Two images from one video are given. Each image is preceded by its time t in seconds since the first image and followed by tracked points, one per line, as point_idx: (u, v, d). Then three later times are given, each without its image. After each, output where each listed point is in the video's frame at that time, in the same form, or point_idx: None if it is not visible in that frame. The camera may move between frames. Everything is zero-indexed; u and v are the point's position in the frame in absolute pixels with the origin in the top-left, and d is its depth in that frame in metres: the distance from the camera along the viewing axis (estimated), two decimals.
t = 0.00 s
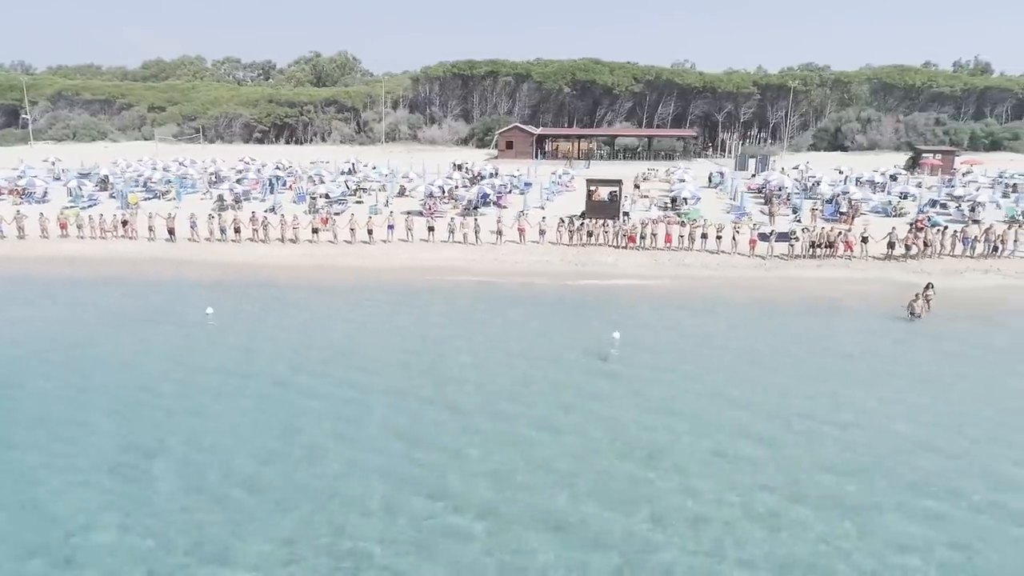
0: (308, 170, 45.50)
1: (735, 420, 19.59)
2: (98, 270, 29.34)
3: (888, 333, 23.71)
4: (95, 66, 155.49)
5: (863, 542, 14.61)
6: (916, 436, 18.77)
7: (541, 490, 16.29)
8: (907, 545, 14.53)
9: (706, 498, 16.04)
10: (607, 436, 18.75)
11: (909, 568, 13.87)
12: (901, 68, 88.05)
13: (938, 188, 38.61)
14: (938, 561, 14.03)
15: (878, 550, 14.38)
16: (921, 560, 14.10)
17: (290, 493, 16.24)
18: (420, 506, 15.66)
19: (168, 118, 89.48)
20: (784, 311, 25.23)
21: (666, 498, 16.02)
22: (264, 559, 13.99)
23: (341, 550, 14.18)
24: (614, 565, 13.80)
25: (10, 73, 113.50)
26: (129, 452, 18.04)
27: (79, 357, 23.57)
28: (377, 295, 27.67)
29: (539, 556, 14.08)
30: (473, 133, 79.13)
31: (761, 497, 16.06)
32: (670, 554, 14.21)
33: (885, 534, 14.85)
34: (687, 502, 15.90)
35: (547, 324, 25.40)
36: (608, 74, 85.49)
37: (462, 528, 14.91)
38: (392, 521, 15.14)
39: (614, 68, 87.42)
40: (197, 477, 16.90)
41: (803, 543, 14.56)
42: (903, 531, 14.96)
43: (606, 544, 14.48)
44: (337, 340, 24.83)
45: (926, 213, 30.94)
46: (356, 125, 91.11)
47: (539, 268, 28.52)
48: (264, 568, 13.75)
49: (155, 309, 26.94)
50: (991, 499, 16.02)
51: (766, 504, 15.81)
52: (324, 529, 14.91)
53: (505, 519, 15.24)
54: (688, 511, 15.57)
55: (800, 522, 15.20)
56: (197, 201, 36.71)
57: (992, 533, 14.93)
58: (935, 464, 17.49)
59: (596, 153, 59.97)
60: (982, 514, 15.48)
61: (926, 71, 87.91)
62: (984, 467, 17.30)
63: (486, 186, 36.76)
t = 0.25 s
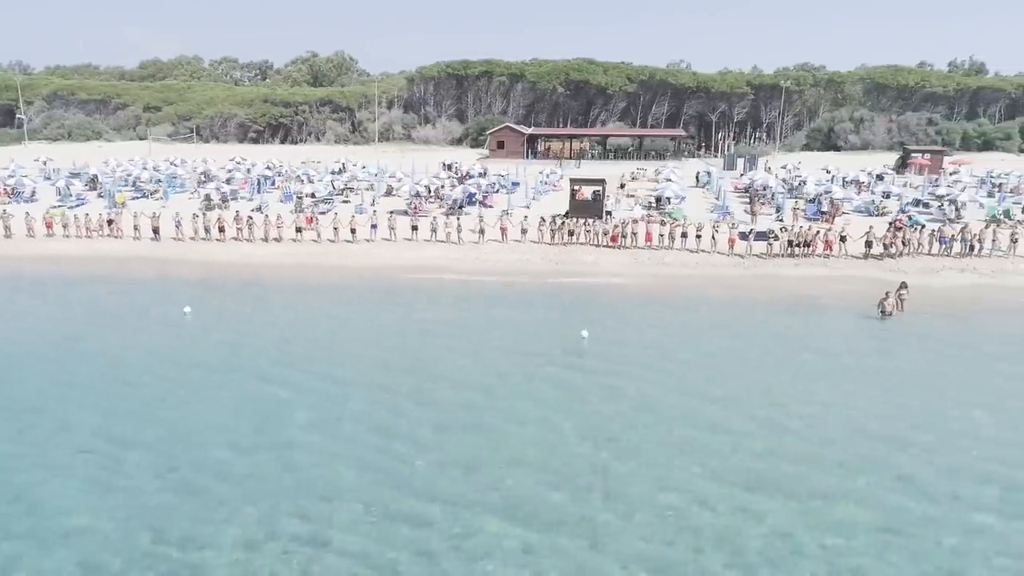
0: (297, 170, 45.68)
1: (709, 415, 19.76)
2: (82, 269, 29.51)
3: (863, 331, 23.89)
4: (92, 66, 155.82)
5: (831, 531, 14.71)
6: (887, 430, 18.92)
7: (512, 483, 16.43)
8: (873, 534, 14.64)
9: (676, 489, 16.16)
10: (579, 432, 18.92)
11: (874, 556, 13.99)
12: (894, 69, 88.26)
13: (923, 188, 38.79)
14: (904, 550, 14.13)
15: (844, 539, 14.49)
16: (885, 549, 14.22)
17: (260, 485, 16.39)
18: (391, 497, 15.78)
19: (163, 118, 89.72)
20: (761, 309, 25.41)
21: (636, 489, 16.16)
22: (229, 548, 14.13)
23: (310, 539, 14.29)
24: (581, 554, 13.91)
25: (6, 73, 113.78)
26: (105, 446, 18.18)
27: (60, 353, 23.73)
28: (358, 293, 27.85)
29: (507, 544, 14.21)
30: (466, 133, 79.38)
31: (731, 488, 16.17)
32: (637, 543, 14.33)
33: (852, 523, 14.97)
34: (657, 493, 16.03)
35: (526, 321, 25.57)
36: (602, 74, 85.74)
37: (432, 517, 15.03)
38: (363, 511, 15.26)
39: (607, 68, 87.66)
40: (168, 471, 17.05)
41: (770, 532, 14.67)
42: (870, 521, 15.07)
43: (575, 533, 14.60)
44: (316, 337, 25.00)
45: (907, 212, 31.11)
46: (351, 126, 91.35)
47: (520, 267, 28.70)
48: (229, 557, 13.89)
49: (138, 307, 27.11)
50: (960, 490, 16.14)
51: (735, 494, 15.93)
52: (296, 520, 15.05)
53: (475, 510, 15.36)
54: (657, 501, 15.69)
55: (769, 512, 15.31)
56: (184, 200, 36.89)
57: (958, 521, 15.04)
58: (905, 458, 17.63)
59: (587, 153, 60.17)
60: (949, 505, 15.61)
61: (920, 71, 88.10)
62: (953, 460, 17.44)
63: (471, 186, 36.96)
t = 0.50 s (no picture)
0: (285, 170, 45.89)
1: (679, 411, 19.96)
2: (65, 268, 29.71)
3: (837, 329, 24.10)
4: (90, 66, 156.14)
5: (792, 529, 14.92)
6: (855, 427, 19.13)
7: (480, 480, 16.64)
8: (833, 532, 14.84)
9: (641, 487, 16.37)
10: (549, 428, 19.12)
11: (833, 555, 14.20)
12: (888, 69, 88.44)
13: (906, 187, 38.99)
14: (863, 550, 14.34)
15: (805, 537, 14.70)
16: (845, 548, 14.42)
17: (229, 481, 16.61)
18: (360, 494, 16.00)
19: (158, 118, 89.95)
20: (737, 307, 25.63)
21: (602, 487, 16.36)
22: (194, 544, 14.35)
23: (278, 535, 14.50)
24: (543, 551, 14.13)
25: (2, 74, 114.04)
26: (81, 443, 18.38)
27: (41, 351, 23.93)
28: (339, 292, 28.07)
29: (471, 541, 14.42)
30: (460, 133, 79.60)
31: (696, 486, 16.39)
32: (600, 540, 14.54)
33: (813, 521, 15.17)
34: (622, 490, 16.23)
35: (504, 319, 25.80)
36: (595, 74, 85.98)
37: (398, 514, 15.24)
38: (331, 508, 15.47)
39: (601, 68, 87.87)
40: (140, 466, 17.26)
41: (731, 529, 14.89)
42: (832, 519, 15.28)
43: (539, 531, 14.80)
44: (296, 335, 25.23)
45: (885, 211, 31.32)
46: (345, 125, 91.58)
47: (500, 266, 28.93)
48: (193, 552, 14.11)
49: (120, 306, 27.31)
50: (922, 487, 16.35)
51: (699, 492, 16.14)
52: (265, 516, 15.26)
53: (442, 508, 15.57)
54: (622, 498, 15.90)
55: (732, 510, 15.51)
56: (170, 199, 37.09)
57: (918, 519, 15.25)
58: (871, 455, 17.84)
59: (577, 153, 60.40)
60: (911, 503, 15.82)
61: (913, 71, 88.30)
62: (918, 458, 17.64)
63: (456, 185, 37.18)
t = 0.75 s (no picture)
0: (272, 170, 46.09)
1: (646, 408, 20.13)
2: (47, 266, 29.90)
3: (809, 327, 24.27)
4: (86, 66, 156.44)
5: (751, 525, 15.07)
6: (820, 424, 19.30)
7: (445, 478, 16.80)
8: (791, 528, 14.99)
9: (604, 484, 16.54)
10: (517, 425, 19.30)
11: (790, 550, 14.35)
12: (880, 69, 88.61)
13: (888, 187, 39.16)
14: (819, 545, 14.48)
15: (762, 533, 14.85)
16: (802, 543, 14.57)
17: (195, 477, 16.79)
18: (325, 491, 16.16)
19: (152, 118, 90.21)
20: (710, 306, 25.83)
21: (565, 483, 16.53)
22: (156, 539, 14.54)
23: (238, 530, 14.68)
24: (501, 546, 14.30)
25: None
26: (54, 440, 18.56)
27: (19, 349, 24.12)
28: (318, 290, 28.26)
29: (432, 537, 14.57)
30: (453, 133, 79.83)
31: (658, 482, 16.55)
32: (560, 535, 14.70)
33: (772, 517, 15.33)
34: (582, 485, 16.43)
35: (480, 317, 26.00)
36: (588, 74, 86.21)
37: (362, 510, 15.40)
38: (295, 504, 15.63)
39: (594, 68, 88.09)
40: (109, 463, 17.45)
41: (690, 525, 15.05)
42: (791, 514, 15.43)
43: (500, 527, 14.97)
44: (272, 333, 25.41)
45: (863, 210, 31.50)
46: (339, 125, 91.81)
47: (479, 265, 29.13)
48: (154, 547, 14.31)
49: (100, 304, 27.50)
50: (882, 484, 16.51)
51: (661, 488, 16.30)
52: (230, 512, 15.43)
53: (406, 504, 15.73)
54: (584, 495, 16.07)
55: (692, 506, 15.67)
56: (155, 199, 37.30)
57: (877, 515, 15.40)
58: (835, 451, 18.00)
59: (567, 153, 60.63)
60: (871, 499, 15.97)
61: (906, 71, 88.50)
62: (881, 455, 17.81)
63: (439, 185, 37.38)
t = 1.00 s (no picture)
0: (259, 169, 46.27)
1: (613, 405, 20.28)
2: (28, 265, 30.09)
3: (780, 325, 24.44)
4: (84, 66, 156.58)
5: (707, 518, 15.19)
6: (785, 420, 19.43)
7: (407, 474, 16.96)
8: (748, 521, 15.11)
9: (565, 480, 16.67)
10: (483, 422, 19.46)
11: (744, 543, 14.47)
12: (872, 69, 88.77)
13: (871, 186, 39.31)
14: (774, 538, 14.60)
15: (718, 526, 14.97)
16: (757, 536, 14.69)
17: (160, 474, 16.98)
18: (288, 488, 16.31)
19: (146, 118, 90.39)
20: (684, 304, 26.01)
21: (527, 479, 16.67)
22: (116, 536, 14.72)
23: (197, 528, 14.88)
24: (456, 541, 14.50)
25: None
26: (24, 437, 18.75)
27: None
28: (296, 288, 28.43)
29: (390, 532, 14.71)
30: (445, 133, 80.00)
31: (619, 478, 16.69)
32: (518, 531, 14.83)
33: (729, 511, 15.45)
34: (542, 481, 16.62)
35: (456, 315, 26.18)
36: (581, 74, 86.41)
37: (321, 506, 15.59)
38: (257, 501, 15.77)
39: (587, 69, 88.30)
40: (77, 459, 17.62)
41: (647, 520, 15.18)
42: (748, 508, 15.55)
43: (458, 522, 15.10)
44: (249, 330, 25.60)
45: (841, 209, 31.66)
46: (333, 125, 92.01)
47: (457, 263, 29.31)
48: (114, 543, 14.49)
49: (79, 302, 27.68)
50: (841, 478, 16.64)
51: (622, 484, 16.44)
52: (192, 508, 15.60)
53: (367, 500, 15.87)
54: (544, 491, 16.20)
55: (651, 501, 15.80)
56: (140, 198, 37.48)
57: (834, 509, 15.51)
58: (797, 446, 18.13)
59: (556, 152, 60.83)
60: (829, 493, 16.09)
61: (898, 71, 88.66)
62: (842, 449, 17.93)
63: (423, 184, 37.57)
